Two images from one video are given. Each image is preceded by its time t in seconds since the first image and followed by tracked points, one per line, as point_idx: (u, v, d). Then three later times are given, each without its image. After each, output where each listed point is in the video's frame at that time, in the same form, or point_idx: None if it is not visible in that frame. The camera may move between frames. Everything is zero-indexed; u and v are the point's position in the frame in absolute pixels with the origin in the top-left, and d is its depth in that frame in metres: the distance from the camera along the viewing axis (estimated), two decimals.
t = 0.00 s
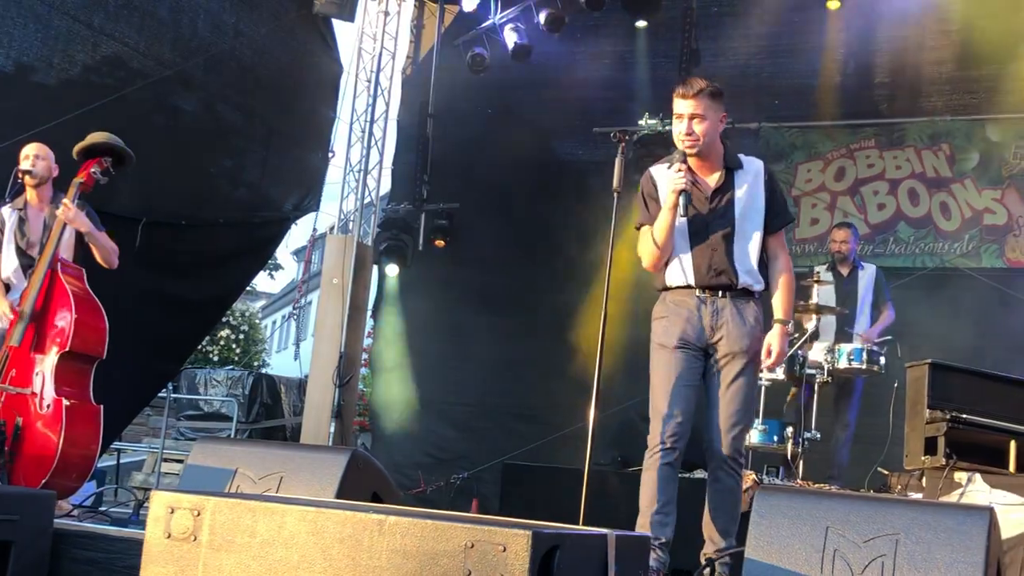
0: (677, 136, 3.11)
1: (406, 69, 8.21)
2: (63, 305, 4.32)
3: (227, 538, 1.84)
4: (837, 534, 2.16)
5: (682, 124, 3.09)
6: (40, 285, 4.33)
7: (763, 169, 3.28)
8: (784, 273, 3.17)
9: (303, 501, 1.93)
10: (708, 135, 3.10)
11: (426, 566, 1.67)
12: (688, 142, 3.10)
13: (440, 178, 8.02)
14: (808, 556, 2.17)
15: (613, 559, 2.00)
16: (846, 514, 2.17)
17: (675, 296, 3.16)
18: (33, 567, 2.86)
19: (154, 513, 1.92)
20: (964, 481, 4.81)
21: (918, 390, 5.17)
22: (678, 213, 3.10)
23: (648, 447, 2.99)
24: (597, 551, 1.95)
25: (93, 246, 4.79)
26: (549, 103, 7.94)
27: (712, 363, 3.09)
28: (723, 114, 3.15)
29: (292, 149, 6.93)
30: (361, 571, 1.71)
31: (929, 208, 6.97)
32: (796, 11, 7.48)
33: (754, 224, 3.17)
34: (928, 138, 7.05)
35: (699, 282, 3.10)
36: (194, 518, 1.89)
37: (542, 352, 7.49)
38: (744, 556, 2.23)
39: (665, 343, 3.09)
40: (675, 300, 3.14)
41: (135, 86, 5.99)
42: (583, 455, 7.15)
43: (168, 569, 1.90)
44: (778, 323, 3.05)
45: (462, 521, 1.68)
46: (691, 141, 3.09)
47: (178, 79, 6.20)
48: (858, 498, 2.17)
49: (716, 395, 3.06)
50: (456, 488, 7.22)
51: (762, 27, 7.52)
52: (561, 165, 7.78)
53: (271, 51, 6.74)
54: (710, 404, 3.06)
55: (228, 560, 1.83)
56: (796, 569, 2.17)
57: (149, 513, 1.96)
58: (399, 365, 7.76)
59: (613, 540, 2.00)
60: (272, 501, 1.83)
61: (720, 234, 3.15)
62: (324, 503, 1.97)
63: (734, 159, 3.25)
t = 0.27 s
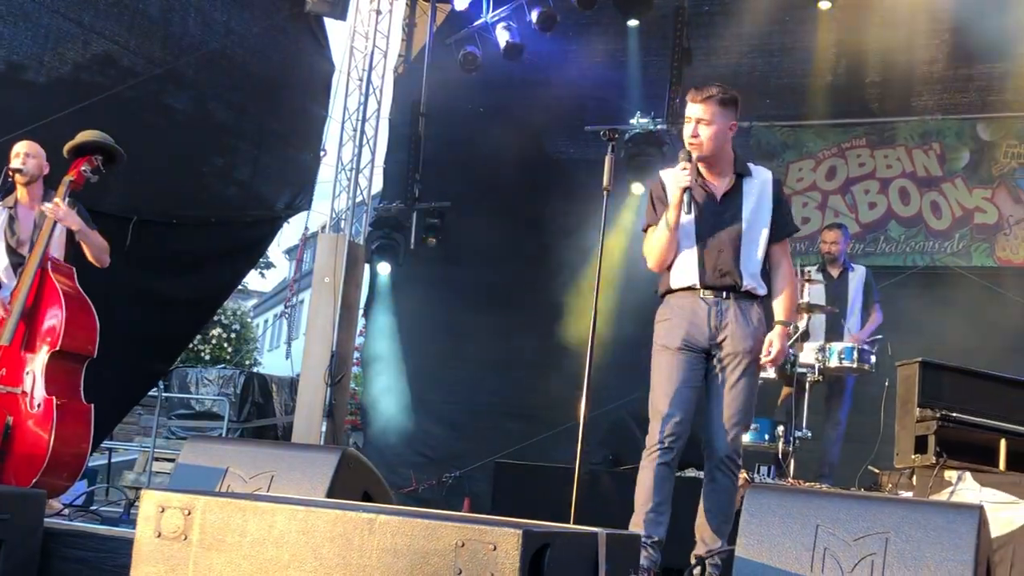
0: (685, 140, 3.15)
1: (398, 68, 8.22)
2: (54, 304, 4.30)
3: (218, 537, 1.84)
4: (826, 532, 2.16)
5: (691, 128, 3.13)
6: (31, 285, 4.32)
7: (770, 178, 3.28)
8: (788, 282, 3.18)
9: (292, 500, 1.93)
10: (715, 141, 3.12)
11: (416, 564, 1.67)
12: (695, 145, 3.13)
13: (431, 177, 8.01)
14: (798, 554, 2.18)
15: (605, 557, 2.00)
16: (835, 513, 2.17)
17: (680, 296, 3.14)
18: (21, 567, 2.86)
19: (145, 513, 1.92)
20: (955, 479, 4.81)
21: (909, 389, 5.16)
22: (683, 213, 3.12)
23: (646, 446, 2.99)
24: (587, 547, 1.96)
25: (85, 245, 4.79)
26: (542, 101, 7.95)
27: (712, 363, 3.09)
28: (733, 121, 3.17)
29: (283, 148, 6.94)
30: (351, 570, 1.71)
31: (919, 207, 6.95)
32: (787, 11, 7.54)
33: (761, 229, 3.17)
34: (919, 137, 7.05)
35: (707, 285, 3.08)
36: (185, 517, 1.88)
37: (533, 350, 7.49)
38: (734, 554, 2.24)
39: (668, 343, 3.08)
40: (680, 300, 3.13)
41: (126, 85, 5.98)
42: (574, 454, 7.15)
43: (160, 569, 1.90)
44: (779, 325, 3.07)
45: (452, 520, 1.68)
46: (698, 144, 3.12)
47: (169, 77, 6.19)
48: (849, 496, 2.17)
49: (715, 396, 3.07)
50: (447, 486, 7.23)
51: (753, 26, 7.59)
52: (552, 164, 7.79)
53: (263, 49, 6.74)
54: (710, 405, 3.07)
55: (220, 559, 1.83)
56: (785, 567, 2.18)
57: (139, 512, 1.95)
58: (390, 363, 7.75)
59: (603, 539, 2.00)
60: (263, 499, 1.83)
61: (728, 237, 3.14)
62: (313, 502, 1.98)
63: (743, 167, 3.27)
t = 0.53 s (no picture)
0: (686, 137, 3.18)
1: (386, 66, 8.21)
2: (39, 303, 4.28)
3: (205, 537, 1.85)
4: (812, 529, 2.19)
5: (692, 126, 3.16)
6: (16, 284, 4.29)
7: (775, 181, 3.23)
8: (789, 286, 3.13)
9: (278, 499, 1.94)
10: (715, 141, 3.13)
11: (403, 562, 1.69)
12: (695, 143, 3.15)
13: (419, 175, 8.01)
14: (785, 551, 2.21)
15: (592, 554, 2.02)
16: (821, 510, 2.19)
17: (670, 293, 3.14)
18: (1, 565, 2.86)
19: (130, 512, 1.90)
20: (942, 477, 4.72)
21: (895, 387, 5.10)
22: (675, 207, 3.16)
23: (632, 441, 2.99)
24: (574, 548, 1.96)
25: (70, 246, 4.77)
26: (530, 100, 7.95)
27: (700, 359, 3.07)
28: (738, 121, 3.17)
29: (271, 146, 6.93)
30: (337, 568, 1.72)
31: (907, 205, 6.96)
32: (775, 9, 7.56)
33: (757, 229, 3.13)
34: (907, 135, 7.07)
35: (691, 277, 3.09)
36: (171, 516, 1.89)
37: (523, 348, 7.49)
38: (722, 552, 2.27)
39: (654, 339, 3.09)
40: (669, 297, 3.13)
41: (113, 83, 5.96)
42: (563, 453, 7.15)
43: (145, 568, 1.90)
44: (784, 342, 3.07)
45: (438, 518, 1.70)
46: (697, 141, 3.14)
47: (156, 75, 6.18)
48: (835, 494, 2.19)
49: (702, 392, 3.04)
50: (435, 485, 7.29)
51: (741, 24, 7.61)
52: (541, 162, 7.79)
53: (250, 48, 6.73)
54: (698, 401, 3.05)
55: (207, 558, 1.84)
56: (771, 564, 2.21)
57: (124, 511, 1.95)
58: (379, 362, 7.78)
59: (590, 536, 2.01)
60: (249, 498, 1.84)
61: (720, 234, 3.13)
62: (299, 500, 1.99)
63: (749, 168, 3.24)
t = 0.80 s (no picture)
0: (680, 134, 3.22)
1: (374, 65, 8.20)
2: (24, 303, 4.24)
3: (191, 536, 1.84)
4: (799, 528, 2.17)
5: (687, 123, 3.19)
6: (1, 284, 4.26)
7: (767, 184, 3.18)
8: (777, 284, 3.04)
9: (266, 498, 1.93)
10: (707, 141, 3.15)
11: (390, 561, 1.68)
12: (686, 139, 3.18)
13: (407, 173, 8.02)
14: (772, 549, 2.18)
15: (579, 553, 2.01)
16: (808, 508, 2.18)
17: (650, 293, 3.15)
18: None
19: (116, 512, 1.90)
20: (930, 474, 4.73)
21: (883, 386, 5.10)
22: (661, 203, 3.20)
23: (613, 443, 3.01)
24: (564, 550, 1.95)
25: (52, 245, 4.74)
26: (519, 99, 7.96)
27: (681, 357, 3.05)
28: (732, 121, 3.18)
29: (258, 146, 6.92)
30: (323, 569, 1.72)
31: (894, 204, 6.98)
32: (763, 8, 7.60)
33: (738, 228, 3.09)
34: (894, 134, 7.08)
35: (666, 271, 3.10)
36: (157, 516, 1.88)
37: (511, 347, 7.49)
38: (708, 551, 2.26)
39: (632, 340, 3.10)
40: (648, 298, 3.14)
41: (100, 82, 5.92)
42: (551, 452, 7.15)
43: (131, 569, 1.89)
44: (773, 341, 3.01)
45: (426, 518, 1.69)
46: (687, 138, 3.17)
47: (144, 75, 6.15)
48: (823, 493, 2.18)
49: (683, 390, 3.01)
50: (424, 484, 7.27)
51: (728, 23, 7.65)
52: (530, 161, 7.78)
53: (238, 47, 6.72)
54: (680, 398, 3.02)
55: (192, 558, 1.83)
56: (758, 562, 2.19)
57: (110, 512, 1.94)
58: (367, 362, 7.77)
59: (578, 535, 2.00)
60: (235, 498, 1.83)
61: (700, 231, 3.13)
62: (287, 501, 1.98)
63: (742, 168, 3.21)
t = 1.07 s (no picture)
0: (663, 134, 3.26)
1: (358, 64, 8.19)
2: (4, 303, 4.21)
3: (172, 538, 1.84)
4: (779, 525, 2.25)
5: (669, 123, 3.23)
6: None
7: (739, 183, 3.12)
8: (735, 279, 2.97)
9: (245, 499, 1.94)
10: (683, 142, 3.18)
11: (371, 561, 1.70)
12: (665, 138, 3.22)
13: (391, 172, 8.03)
14: (754, 548, 2.26)
15: (558, 552, 2.03)
16: (789, 507, 2.26)
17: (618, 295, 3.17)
18: None
19: (95, 513, 1.90)
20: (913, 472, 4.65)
21: (864, 385, 5.07)
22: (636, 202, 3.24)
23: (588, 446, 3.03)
24: (545, 548, 1.98)
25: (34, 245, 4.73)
26: (503, 98, 7.97)
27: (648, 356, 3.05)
28: (712, 121, 3.18)
29: (241, 145, 6.91)
30: (305, 569, 1.73)
31: (876, 202, 6.99)
32: (745, 8, 7.64)
33: (696, 228, 3.05)
34: (876, 133, 7.09)
35: (630, 274, 3.11)
36: (137, 517, 1.88)
37: (495, 347, 7.49)
38: (691, 549, 2.33)
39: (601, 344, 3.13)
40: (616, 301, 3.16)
41: (81, 81, 5.90)
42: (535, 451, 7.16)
43: (112, 570, 1.89)
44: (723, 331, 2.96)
45: (407, 518, 1.71)
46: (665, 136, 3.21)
47: (125, 74, 6.13)
48: (803, 492, 2.26)
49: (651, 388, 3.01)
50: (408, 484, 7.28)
51: (711, 23, 7.68)
52: (514, 160, 7.79)
53: (219, 46, 6.71)
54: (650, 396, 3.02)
55: (173, 559, 1.83)
56: (740, 560, 2.27)
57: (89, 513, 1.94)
58: (349, 363, 7.81)
59: (557, 534, 2.02)
60: (215, 499, 1.84)
61: (665, 233, 3.11)
62: (266, 501, 1.99)
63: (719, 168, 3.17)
